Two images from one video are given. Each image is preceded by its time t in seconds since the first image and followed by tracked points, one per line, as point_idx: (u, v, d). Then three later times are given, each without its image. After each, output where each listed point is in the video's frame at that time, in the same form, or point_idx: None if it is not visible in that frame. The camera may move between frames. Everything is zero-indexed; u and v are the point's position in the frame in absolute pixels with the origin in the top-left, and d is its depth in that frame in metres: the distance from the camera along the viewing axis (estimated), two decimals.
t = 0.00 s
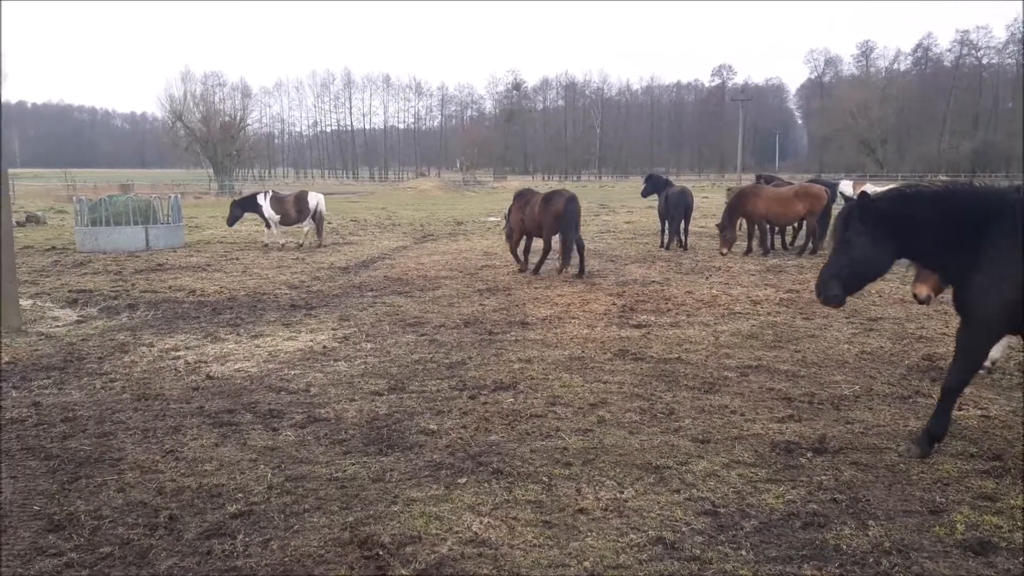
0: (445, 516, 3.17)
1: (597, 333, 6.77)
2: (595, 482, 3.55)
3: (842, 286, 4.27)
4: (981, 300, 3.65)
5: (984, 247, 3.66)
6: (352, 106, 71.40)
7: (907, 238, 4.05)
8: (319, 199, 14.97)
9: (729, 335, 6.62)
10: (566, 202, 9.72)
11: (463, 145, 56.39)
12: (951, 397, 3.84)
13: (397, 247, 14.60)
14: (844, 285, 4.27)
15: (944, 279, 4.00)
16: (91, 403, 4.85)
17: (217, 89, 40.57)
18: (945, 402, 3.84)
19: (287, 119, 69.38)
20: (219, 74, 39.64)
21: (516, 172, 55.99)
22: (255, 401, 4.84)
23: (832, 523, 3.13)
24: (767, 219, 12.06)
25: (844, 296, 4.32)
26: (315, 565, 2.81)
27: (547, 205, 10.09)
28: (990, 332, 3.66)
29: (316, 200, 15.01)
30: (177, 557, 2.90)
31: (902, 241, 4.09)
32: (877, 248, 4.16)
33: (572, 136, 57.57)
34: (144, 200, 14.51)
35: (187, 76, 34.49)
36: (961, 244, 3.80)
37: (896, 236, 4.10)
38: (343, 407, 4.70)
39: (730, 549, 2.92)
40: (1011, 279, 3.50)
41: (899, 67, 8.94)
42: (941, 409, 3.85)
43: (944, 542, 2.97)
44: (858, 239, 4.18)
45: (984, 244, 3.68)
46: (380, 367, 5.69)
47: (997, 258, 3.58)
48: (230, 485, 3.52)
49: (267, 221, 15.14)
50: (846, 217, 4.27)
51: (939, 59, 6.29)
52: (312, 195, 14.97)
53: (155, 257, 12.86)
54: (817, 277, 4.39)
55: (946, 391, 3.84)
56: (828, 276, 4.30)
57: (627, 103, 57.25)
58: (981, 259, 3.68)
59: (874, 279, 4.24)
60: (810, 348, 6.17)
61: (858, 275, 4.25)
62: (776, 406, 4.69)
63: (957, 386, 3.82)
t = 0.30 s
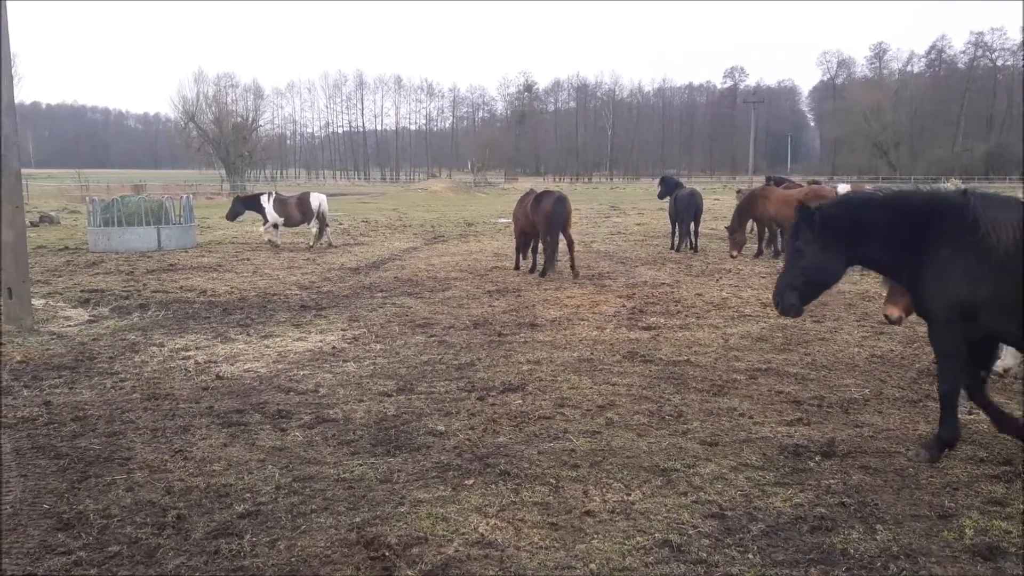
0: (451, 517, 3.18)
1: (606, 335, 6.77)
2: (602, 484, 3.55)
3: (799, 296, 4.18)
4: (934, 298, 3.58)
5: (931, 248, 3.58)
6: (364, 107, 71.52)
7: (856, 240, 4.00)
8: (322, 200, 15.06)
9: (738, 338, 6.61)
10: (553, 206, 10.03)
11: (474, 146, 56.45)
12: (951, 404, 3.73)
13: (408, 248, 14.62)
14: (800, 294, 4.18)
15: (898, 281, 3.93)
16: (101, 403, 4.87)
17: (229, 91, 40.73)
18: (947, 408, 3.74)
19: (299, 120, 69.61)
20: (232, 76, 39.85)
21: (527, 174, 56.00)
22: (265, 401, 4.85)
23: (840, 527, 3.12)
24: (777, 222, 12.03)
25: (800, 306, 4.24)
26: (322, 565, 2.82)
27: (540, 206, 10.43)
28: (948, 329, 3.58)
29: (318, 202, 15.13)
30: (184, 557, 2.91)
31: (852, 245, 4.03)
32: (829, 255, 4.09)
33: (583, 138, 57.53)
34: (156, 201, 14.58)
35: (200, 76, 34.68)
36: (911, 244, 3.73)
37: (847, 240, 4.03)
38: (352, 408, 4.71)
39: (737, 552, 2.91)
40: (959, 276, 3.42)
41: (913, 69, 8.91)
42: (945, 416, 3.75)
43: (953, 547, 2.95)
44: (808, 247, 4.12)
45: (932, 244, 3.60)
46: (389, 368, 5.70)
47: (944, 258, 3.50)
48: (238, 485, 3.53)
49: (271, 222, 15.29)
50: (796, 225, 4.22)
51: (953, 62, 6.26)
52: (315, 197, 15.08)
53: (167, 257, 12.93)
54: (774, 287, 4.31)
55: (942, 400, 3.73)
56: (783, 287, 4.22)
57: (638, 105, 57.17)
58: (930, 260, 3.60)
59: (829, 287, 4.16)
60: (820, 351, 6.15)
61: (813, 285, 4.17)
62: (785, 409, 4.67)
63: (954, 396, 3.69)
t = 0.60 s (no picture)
0: (452, 519, 3.18)
1: (609, 337, 6.76)
2: (604, 486, 3.54)
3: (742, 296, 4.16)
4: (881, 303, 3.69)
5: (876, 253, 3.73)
6: (369, 108, 71.57)
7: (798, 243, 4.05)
8: (319, 202, 15.12)
9: (741, 340, 6.60)
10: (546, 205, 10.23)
11: (478, 147, 56.46)
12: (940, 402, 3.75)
13: (411, 249, 14.61)
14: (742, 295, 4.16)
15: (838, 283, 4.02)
16: (104, 403, 4.88)
17: (234, 92, 40.82)
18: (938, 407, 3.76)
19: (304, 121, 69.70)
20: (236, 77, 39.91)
21: (532, 176, 56.02)
22: (266, 402, 4.85)
23: (842, 530, 3.11)
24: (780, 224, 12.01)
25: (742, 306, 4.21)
26: (322, 566, 2.82)
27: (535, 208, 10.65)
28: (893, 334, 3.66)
29: (315, 203, 15.18)
30: (185, 557, 2.92)
31: (793, 248, 4.07)
32: (770, 256, 4.11)
33: (588, 140, 57.51)
34: (160, 202, 14.61)
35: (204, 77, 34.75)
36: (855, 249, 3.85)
37: (787, 243, 4.07)
38: (355, 409, 4.71)
39: (738, 555, 2.90)
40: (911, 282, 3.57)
41: (918, 73, 8.90)
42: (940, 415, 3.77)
43: (955, 551, 2.94)
44: (752, 248, 4.12)
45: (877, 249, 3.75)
46: (392, 369, 5.69)
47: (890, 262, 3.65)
48: (239, 486, 3.53)
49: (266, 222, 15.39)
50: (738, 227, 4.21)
51: (959, 64, 6.23)
52: (311, 198, 15.15)
53: (170, 258, 12.96)
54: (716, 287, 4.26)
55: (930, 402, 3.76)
56: (726, 288, 4.17)
57: (643, 106, 57.11)
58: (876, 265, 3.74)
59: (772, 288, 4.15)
60: (823, 354, 6.14)
61: (755, 286, 4.15)
62: (787, 412, 4.66)
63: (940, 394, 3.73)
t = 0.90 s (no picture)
0: (454, 521, 3.18)
1: (609, 339, 6.77)
2: (605, 488, 3.54)
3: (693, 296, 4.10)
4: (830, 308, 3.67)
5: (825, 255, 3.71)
6: (369, 109, 71.62)
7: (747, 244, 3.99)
8: (312, 203, 15.15)
9: (742, 342, 6.60)
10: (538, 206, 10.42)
11: (479, 149, 56.50)
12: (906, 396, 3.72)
13: (412, 250, 14.61)
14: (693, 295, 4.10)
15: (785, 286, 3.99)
16: (105, 403, 4.89)
17: (235, 93, 40.86)
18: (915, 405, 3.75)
19: (305, 122, 69.77)
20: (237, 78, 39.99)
21: (532, 177, 56.05)
22: (267, 403, 4.85)
23: (843, 533, 3.11)
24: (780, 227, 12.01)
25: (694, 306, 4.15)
26: (324, 567, 2.82)
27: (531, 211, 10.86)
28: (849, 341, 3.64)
29: (308, 205, 15.24)
30: (186, 558, 2.92)
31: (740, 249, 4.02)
32: (719, 258, 4.04)
33: (588, 142, 57.52)
34: (161, 202, 14.63)
35: (205, 78, 34.82)
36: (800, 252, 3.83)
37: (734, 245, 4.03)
38: (355, 410, 4.71)
39: (739, 558, 2.90)
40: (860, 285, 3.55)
41: (919, 76, 8.91)
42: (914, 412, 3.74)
43: (957, 555, 2.94)
44: (700, 249, 4.06)
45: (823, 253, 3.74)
46: (393, 371, 5.69)
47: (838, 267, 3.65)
48: (240, 487, 3.53)
49: (259, 222, 15.43)
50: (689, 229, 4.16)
51: (960, 67, 6.24)
52: (304, 199, 15.19)
53: (171, 258, 12.97)
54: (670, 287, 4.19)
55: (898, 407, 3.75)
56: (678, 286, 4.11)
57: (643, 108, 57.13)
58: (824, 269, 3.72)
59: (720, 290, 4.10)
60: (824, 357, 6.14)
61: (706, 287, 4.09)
62: (788, 415, 4.66)
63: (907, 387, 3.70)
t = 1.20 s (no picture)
0: (455, 522, 3.17)
1: (610, 341, 6.76)
2: (607, 490, 3.54)
3: (641, 297, 4.39)
4: (769, 306, 3.93)
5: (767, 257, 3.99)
6: (370, 111, 71.63)
7: (693, 249, 4.28)
8: (307, 203, 15.22)
9: (742, 345, 6.60)
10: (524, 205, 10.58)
11: (479, 151, 56.50)
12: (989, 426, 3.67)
13: (412, 252, 14.61)
14: (641, 297, 4.39)
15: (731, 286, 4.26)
16: (105, 403, 4.88)
17: (235, 93, 40.85)
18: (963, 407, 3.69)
19: (305, 123, 69.75)
20: (237, 79, 39.99)
21: (532, 179, 56.06)
22: (268, 403, 4.85)
23: (844, 536, 3.10)
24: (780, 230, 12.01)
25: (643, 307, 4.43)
26: (325, 568, 2.81)
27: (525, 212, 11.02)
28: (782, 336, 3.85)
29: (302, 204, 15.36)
30: (187, 558, 2.91)
31: (688, 253, 4.31)
32: (666, 263, 4.33)
33: (588, 144, 57.53)
34: (161, 202, 14.63)
35: (205, 78, 34.78)
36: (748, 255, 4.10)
37: (682, 249, 4.31)
38: (356, 411, 4.71)
39: (741, 560, 2.90)
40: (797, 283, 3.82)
41: (918, 79, 8.94)
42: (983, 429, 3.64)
43: (959, 558, 2.94)
44: (649, 254, 4.35)
45: (768, 255, 4.00)
46: (394, 372, 5.69)
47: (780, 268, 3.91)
48: (241, 487, 3.53)
49: (252, 222, 15.47)
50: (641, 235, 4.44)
51: (960, 71, 6.26)
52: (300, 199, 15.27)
53: (171, 258, 12.97)
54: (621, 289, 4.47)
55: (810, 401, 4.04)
56: (627, 288, 4.41)
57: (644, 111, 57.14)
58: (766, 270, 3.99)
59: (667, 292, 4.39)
60: (825, 359, 6.13)
61: (655, 290, 4.38)
62: (789, 417, 4.66)
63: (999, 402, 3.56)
